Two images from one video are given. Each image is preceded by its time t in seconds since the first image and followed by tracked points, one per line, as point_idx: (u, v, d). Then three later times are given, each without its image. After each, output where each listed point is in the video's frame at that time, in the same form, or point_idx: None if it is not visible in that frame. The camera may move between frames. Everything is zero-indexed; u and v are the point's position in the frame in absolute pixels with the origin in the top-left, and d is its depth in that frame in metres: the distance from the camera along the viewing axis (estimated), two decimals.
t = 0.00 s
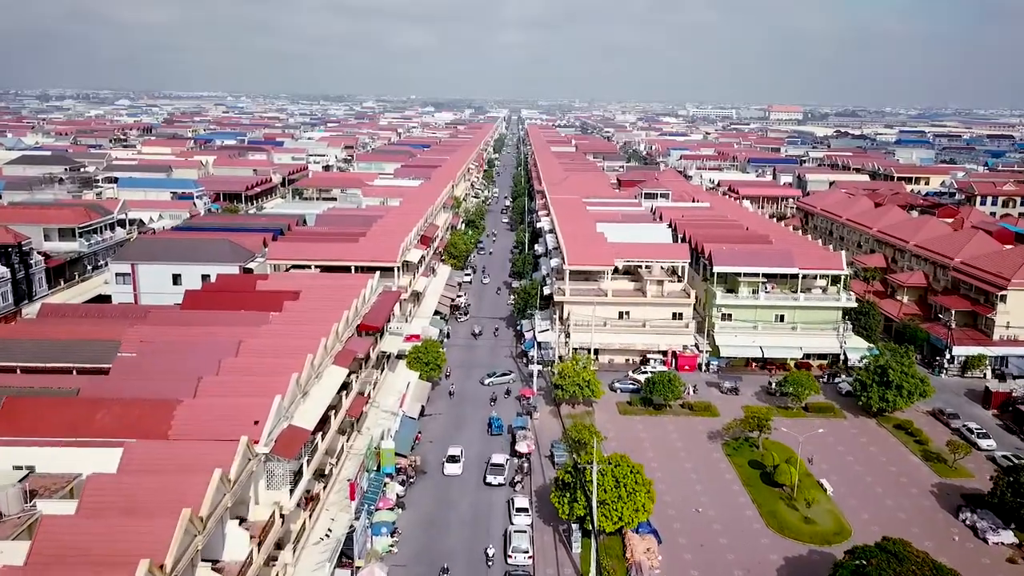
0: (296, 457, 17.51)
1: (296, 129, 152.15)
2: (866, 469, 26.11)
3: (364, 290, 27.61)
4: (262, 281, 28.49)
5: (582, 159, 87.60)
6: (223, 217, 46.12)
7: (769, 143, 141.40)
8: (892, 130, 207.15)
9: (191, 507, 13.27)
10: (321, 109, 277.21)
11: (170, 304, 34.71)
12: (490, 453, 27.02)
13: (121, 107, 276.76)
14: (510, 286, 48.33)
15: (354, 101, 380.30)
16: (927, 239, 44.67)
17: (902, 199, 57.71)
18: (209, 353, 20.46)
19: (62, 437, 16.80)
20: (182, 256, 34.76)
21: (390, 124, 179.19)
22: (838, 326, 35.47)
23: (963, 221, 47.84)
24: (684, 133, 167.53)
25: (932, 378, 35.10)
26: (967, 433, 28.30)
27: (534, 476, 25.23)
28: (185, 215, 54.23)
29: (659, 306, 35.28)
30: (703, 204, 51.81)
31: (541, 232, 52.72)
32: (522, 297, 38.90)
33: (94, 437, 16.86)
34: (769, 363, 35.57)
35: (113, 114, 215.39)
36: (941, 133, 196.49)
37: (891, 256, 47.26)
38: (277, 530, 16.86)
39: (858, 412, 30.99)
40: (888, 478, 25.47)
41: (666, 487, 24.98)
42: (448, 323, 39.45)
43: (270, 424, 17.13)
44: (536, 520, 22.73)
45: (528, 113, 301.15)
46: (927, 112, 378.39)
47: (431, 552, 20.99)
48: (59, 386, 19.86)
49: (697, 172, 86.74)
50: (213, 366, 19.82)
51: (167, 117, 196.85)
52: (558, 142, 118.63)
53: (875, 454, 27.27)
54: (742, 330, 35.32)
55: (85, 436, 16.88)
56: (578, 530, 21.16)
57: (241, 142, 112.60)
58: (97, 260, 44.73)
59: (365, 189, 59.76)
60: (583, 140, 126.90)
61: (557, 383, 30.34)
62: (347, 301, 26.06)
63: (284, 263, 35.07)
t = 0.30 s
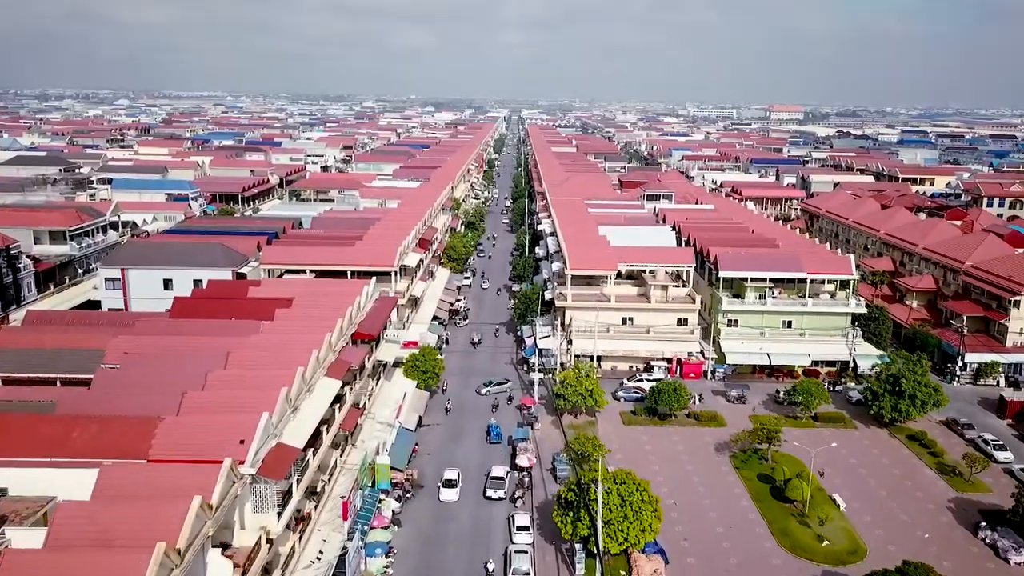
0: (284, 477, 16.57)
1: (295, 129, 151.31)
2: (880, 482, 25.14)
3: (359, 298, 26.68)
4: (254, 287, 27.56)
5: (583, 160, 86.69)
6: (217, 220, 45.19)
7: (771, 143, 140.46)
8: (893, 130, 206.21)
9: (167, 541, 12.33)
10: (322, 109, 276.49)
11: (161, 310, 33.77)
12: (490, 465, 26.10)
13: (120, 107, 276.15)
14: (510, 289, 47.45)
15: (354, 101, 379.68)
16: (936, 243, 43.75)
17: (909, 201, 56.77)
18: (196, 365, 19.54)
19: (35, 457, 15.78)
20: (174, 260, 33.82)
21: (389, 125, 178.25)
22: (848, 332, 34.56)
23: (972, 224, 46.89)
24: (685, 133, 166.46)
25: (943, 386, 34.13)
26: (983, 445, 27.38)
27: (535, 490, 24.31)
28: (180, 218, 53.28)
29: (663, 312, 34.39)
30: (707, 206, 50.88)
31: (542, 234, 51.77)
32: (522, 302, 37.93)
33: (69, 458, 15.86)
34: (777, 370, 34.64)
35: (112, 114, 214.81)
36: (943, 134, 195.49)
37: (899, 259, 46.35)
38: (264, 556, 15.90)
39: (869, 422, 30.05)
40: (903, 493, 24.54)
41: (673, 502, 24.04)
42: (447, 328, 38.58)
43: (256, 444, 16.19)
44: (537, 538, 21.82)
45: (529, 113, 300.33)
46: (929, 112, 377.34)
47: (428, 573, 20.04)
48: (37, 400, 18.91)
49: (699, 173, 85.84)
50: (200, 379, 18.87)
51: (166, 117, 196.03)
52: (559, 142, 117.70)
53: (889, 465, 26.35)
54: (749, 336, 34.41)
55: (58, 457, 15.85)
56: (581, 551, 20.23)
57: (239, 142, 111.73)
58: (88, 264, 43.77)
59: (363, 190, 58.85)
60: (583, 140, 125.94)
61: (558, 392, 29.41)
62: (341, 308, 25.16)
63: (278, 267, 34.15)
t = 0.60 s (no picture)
0: (272, 500, 15.67)
1: (294, 130, 150.55)
2: (895, 498, 24.21)
3: (355, 304, 25.77)
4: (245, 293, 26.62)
5: (584, 160, 85.75)
6: (212, 222, 44.30)
7: (773, 144, 139.55)
8: (895, 130, 205.21)
9: None
10: (321, 109, 275.30)
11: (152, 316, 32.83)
12: (490, 479, 25.19)
13: (120, 106, 275.44)
14: (510, 293, 46.55)
15: (354, 101, 378.74)
16: (945, 246, 42.84)
17: (916, 202, 55.84)
18: (181, 380, 18.65)
19: (4, 481, 14.81)
20: (165, 265, 32.91)
21: (389, 125, 177.37)
22: (857, 339, 33.65)
23: (982, 227, 45.97)
24: (686, 133, 165.54)
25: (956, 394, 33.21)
26: (1000, 458, 26.48)
27: (537, 506, 23.40)
28: (174, 220, 52.37)
29: (668, 318, 33.48)
30: (711, 208, 49.97)
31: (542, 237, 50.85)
32: (523, 308, 36.89)
33: (42, 482, 14.94)
34: (784, 377, 33.73)
35: (111, 113, 213.90)
36: (946, 134, 194.49)
37: (907, 262, 45.43)
38: None
39: (881, 432, 29.13)
40: (919, 508, 23.63)
41: (680, 518, 23.11)
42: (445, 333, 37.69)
43: (242, 466, 15.28)
44: (539, 558, 20.91)
45: (530, 113, 298.61)
46: (930, 112, 376.31)
47: None
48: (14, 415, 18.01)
49: (700, 173, 84.95)
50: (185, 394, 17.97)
51: (164, 116, 195.24)
52: (559, 142, 116.76)
53: (903, 479, 25.44)
54: (756, 343, 33.50)
55: (30, 480, 14.95)
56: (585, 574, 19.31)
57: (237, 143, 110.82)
58: (80, 267, 42.86)
59: (362, 191, 57.96)
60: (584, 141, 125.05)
61: (560, 402, 28.49)
62: (335, 317, 24.24)
63: (272, 273, 33.27)
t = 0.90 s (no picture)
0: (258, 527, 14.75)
1: (292, 129, 149.62)
2: (911, 514, 23.28)
3: (350, 312, 24.88)
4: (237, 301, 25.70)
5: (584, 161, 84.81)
6: (206, 225, 43.35)
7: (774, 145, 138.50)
8: (897, 130, 204.20)
9: None
10: (321, 109, 274.24)
11: (142, 322, 31.88)
12: (490, 494, 24.26)
13: (118, 106, 274.18)
14: (511, 297, 45.64)
15: (353, 101, 378.03)
16: (955, 249, 41.91)
17: (923, 204, 54.91)
18: (165, 396, 17.73)
19: None
20: (156, 270, 31.98)
21: (388, 125, 176.52)
22: (867, 345, 32.74)
23: (992, 229, 45.02)
24: (687, 133, 164.59)
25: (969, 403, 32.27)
26: (1019, 471, 25.58)
27: (539, 524, 22.48)
28: (169, 222, 51.45)
29: (674, 325, 32.56)
30: (715, 210, 49.05)
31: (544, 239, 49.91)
32: (523, 313, 36.02)
33: (10, 508, 14.02)
34: (793, 386, 32.83)
35: (109, 113, 213.20)
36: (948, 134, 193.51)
37: (916, 266, 44.52)
38: None
39: (895, 443, 28.21)
40: (936, 525, 22.71)
41: (689, 535, 22.15)
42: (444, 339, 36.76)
43: (225, 491, 14.35)
44: None
45: (531, 113, 297.90)
46: (931, 112, 375.35)
47: None
48: None
49: (703, 174, 83.99)
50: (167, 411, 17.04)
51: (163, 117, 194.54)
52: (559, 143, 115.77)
53: (919, 494, 24.53)
54: (764, 350, 32.60)
55: None
56: None
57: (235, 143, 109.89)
58: (71, 271, 41.93)
59: (360, 193, 57.06)
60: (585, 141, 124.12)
61: (563, 413, 27.55)
62: (329, 326, 23.30)
63: (266, 278, 32.34)
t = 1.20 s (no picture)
0: (243, 555, 13.86)
1: (291, 129, 148.77)
2: (929, 532, 22.37)
3: (344, 320, 24.01)
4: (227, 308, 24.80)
5: (586, 162, 83.86)
6: (199, 227, 42.41)
7: (776, 145, 137.70)
8: (899, 130, 203.12)
9: None
10: (320, 109, 273.23)
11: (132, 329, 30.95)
12: (490, 509, 23.36)
13: (117, 106, 273.76)
14: (511, 301, 44.74)
15: (353, 101, 377.49)
16: (966, 252, 40.96)
17: (931, 205, 53.97)
18: (147, 414, 16.83)
19: None
20: (146, 275, 31.04)
21: (387, 125, 175.56)
22: (879, 352, 31.80)
23: (1002, 231, 44.10)
24: (688, 133, 163.56)
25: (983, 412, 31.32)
26: None
27: (540, 542, 21.56)
28: (162, 225, 50.54)
29: (679, 331, 31.61)
30: (720, 212, 48.12)
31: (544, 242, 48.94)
32: (524, 319, 35.10)
33: None
34: (801, 394, 31.94)
35: (108, 113, 212.46)
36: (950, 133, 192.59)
37: (925, 269, 43.57)
38: None
39: (908, 455, 27.27)
40: (955, 544, 21.79)
41: (698, 554, 21.18)
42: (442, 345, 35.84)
43: (208, 516, 13.50)
44: None
45: (531, 114, 296.75)
46: (932, 112, 373.80)
47: None
48: None
49: (705, 175, 83.03)
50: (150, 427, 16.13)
51: (162, 116, 193.61)
52: (560, 143, 114.86)
53: (936, 510, 23.60)
54: (772, 358, 31.68)
55: None
56: None
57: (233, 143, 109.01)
58: (60, 275, 40.99)
59: (357, 195, 56.15)
60: (586, 141, 123.12)
61: (565, 424, 26.62)
62: (322, 336, 22.41)
63: (259, 283, 31.43)
